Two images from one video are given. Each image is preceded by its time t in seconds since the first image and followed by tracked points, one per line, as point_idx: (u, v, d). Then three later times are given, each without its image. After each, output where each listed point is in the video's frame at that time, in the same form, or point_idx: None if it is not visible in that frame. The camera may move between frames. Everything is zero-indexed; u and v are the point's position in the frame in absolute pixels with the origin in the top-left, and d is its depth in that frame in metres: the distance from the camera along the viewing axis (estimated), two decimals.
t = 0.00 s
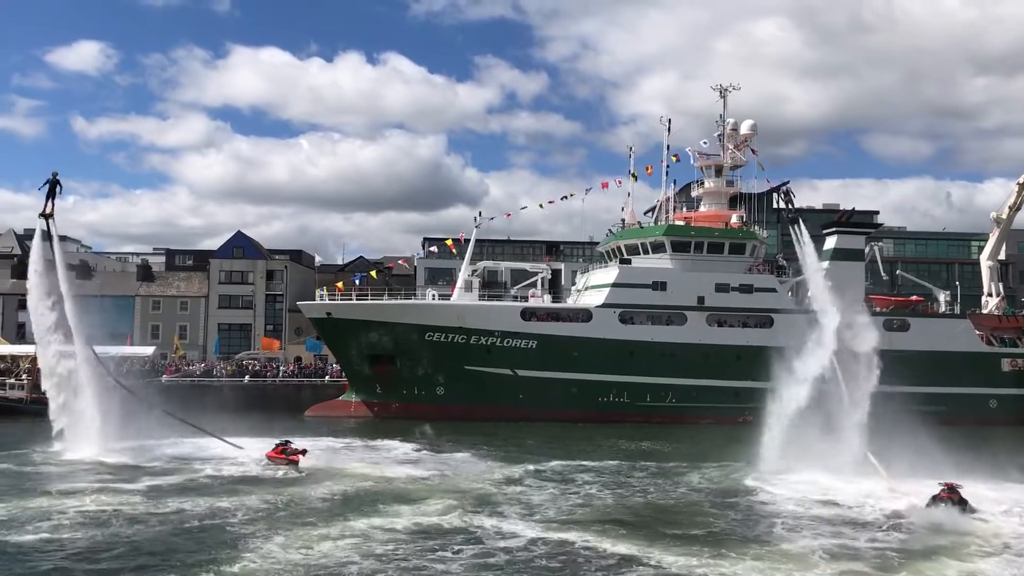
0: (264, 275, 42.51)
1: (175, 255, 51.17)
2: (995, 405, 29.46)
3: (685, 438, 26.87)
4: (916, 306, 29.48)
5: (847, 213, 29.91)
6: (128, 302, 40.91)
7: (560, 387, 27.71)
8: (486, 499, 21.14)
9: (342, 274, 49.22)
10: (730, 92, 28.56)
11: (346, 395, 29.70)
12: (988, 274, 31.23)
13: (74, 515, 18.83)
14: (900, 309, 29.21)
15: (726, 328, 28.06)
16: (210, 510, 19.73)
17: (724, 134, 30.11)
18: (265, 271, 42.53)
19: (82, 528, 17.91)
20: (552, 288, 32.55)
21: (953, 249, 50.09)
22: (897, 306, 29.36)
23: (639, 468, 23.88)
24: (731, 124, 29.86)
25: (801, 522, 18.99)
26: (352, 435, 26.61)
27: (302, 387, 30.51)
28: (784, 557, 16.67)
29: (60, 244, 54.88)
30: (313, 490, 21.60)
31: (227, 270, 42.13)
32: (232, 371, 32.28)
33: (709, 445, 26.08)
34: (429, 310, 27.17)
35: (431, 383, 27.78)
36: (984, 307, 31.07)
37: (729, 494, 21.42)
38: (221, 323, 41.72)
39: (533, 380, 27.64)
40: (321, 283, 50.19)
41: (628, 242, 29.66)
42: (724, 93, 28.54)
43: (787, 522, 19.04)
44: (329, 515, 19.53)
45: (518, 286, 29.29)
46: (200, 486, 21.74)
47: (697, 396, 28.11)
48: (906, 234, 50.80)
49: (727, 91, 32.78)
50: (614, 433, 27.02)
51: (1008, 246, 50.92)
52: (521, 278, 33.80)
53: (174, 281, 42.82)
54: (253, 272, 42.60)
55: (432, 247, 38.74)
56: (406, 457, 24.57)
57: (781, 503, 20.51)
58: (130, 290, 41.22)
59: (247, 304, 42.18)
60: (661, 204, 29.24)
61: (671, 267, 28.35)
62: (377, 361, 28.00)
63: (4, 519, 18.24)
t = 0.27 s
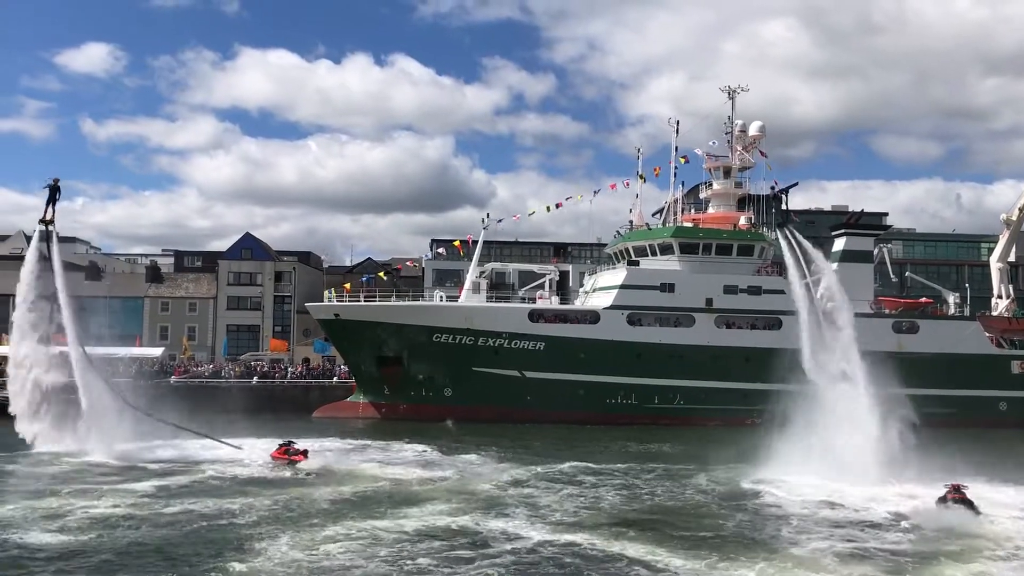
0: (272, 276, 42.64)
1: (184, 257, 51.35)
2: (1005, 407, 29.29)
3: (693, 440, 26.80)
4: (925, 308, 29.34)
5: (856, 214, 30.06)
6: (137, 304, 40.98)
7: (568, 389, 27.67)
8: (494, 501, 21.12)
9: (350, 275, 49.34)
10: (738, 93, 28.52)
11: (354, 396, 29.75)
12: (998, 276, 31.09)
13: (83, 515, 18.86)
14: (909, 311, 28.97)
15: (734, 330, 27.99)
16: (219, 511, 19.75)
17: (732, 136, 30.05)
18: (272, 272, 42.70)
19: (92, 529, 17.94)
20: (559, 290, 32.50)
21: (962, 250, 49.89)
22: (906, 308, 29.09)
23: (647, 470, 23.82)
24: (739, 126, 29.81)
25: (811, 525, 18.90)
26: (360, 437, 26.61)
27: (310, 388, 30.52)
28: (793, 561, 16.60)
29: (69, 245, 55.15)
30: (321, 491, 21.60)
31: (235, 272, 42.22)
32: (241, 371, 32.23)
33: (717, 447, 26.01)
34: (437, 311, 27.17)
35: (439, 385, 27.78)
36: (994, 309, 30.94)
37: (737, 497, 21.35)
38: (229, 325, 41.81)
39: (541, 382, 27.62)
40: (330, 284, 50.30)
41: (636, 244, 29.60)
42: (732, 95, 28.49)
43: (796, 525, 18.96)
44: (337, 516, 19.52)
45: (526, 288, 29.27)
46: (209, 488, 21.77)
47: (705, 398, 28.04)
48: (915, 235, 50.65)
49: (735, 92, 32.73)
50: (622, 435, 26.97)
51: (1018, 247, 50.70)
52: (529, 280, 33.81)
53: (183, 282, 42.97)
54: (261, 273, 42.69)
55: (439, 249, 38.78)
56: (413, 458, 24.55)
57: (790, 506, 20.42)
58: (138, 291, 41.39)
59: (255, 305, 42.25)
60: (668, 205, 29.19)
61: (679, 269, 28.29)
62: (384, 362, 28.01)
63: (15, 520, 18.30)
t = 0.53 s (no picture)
0: (285, 278, 42.82)
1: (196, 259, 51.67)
2: (1019, 410, 29.10)
3: (705, 442, 26.76)
4: (938, 310, 29.18)
5: (868, 216, 29.89)
6: (150, 306, 41.28)
7: (579, 391, 27.68)
8: (504, 502, 21.11)
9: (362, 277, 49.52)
10: (749, 94, 28.50)
11: (365, 398, 29.84)
12: (1012, 277, 30.90)
13: (97, 516, 18.98)
14: (921, 313, 28.82)
15: (746, 331, 27.94)
16: (230, 512, 19.82)
17: (744, 137, 30.03)
18: (285, 274, 42.90)
19: (105, 530, 18.04)
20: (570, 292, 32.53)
21: (975, 251, 49.67)
22: (919, 309, 28.95)
23: (657, 471, 23.79)
24: (750, 127, 29.77)
25: (823, 527, 18.83)
26: (371, 438, 26.68)
27: (322, 389, 30.63)
28: (805, 563, 16.56)
29: (83, 248, 55.56)
30: (332, 492, 21.66)
31: (248, 274, 42.43)
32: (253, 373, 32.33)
33: (727, 449, 25.96)
34: (448, 313, 27.21)
35: (450, 387, 27.84)
36: (1008, 310, 30.78)
37: (748, 498, 21.30)
38: (242, 326, 42.01)
39: (552, 383, 27.63)
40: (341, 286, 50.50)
41: (647, 245, 29.59)
42: (744, 96, 28.46)
43: (806, 528, 18.91)
44: (348, 518, 19.57)
45: (537, 289, 29.30)
46: (221, 489, 21.87)
47: (716, 400, 28.00)
48: (928, 236, 50.48)
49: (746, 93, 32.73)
50: (634, 437, 26.95)
51: None
52: (540, 282, 33.87)
53: (196, 283, 43.21)
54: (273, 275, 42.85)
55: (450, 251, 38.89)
56: (424, 460, 24.60)
57: (801, 508, 20.35)
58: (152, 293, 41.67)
59: (267, 307, 42.41)
60: (680, 207, 29.18)
61: (691, 270, 28.27)
62: (396, 364, 28.08)
63: (29, 520, 18.41)
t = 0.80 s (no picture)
0: (300, 280, 42.90)
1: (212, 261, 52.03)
2: None
3: (720, 444, 26.66)
4: (955, 311, 28.96)
5: (885, 217, 29.75)
6: (166, 309, 41.57)
7: (593, 393, 27.65)
8: (517, 504, 21.08)
9: (376, 279, 49.68)
10: (764, 95, 28.42)
11: (380, 400, 29.94)
12: None
13: (115, 517, 19.09)
14: (937, 314, 28.61)
15: (761, 333, 27.81)
16: (247, 514, 19.89)
17: (758, 138, 29.94)
18: (300, 276, 42.92)
19: (123, 530, 18.15)
20: (585, 293, 32.54)
21: (993, 251, 49.29)
22: (935, 310, 28.74)
23: (671, 473, 23.74)
24: (765, 128, 29.67)
25: (839, 530, 18.71)
26: (386, 440, 26.74)
27: (337, 391, 30.74)
28: (821, 567, 16.45)
29: (99, 251, 56.12)
30: (347, 494, 21.69)
31: (263, 277, 42.59)
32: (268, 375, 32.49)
33: (742, 451, 25.86)
34: (463, 315, 27.25)
35: (465, 388, 27.87)
36: None
37: (764, 501, 21.17)
38: (257, 329, 42.22)
39: (566, 385, 27.60)
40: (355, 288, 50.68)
41: (661, 247, 29.52)
42: (758, 96, 28.38)
43: (821, 530, 18.79)
44: (362, 520, 19.59)
45: (551, 291, 29.30)
46: (237, 490, 21.98)
47: (732, 402, 27.89)
48: (945, 236, 50.17)
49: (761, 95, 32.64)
50: (648, 439, 26.89)
51: None
52: (554, 283, 33.89)
53: (211, 286, 43.50)
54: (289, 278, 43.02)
55: (464, 253, 38.94)
56: (437, 462, 24.59)
57: (816, 510, 20.20)
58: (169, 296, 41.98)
59: (282, 310, 42.59)
60: (694, 208, 29.12)
61: (705, 271, 28.20)
62: (410, 366, 28.14)
63: (48, 521, 18.54)
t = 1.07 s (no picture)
0: (315, 281, 43.04)
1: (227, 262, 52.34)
2: None
3: (736, 445, 26.54)
4: (973, 311, 28.68)
5: (902, 216, 29.57)
6: (182, 311, 41.83)
7: (608, 394, 27.60)
8: (533, 505, 21.03)
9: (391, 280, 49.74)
10: (779, 94, 28.29)
11: (395, 401, 30.02)
12: None
13: (133, 517, 19.13)
14: (955, 314, 28.33)
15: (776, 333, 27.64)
16: (264, 514, 19.88)
17: (774, 137, 29.82)
18: (315, 277, 43.04)
19: (141, 531, 18.18)
20: (600, 294, 32.49)
21: (1012, 251, 48.82)
22: (953, 310, 28.46)
23: (688, 474, 23.58)
24: (780, 127, 29.54)
25: (857, 532, 18.53)
26: (402, 441, 26.79)
27: (352, 392, 30.83)
28: (841, 569, 16.28)
29: (116, 253, 56.60)
30: (363, 495, 21.71)
31: (279, 278, 42.74)
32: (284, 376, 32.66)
33: (759, 452, 25.72)
34: (477, 316, 27.25)
35: (480, 390, 27.88)
36: None
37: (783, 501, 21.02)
38: (273, 330, 42.40)
39: (581, 386, 27.55)
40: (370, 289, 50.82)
41: (676, 247, 29.42)
42: (774, 95, 28.26)
43: (839, 532, 18.61)
44: (378, 521, 19.56)
45: (566, 292, 29.28)
46: (254, 491, 22.05)
47: (748, 402, 27.76)
48: (963, 236, 49.77)
49: (777, 94, 32.47)
50: (665, 440, 26.78)
51: None
52: (569, 284, 33.89)
53: (228, 288, 43.75)
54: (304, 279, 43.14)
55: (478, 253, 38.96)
56: (453, 463, 24.59)
57: (834, 511, 20.03)
58: (185, 298, 42.31)
59: (298, 311, 42.75)
60: (709, 208, 29.02)
61: (721, 272, 28.08)
62: (425, 366, 28.18)
63: (67, 521, 18.61)
